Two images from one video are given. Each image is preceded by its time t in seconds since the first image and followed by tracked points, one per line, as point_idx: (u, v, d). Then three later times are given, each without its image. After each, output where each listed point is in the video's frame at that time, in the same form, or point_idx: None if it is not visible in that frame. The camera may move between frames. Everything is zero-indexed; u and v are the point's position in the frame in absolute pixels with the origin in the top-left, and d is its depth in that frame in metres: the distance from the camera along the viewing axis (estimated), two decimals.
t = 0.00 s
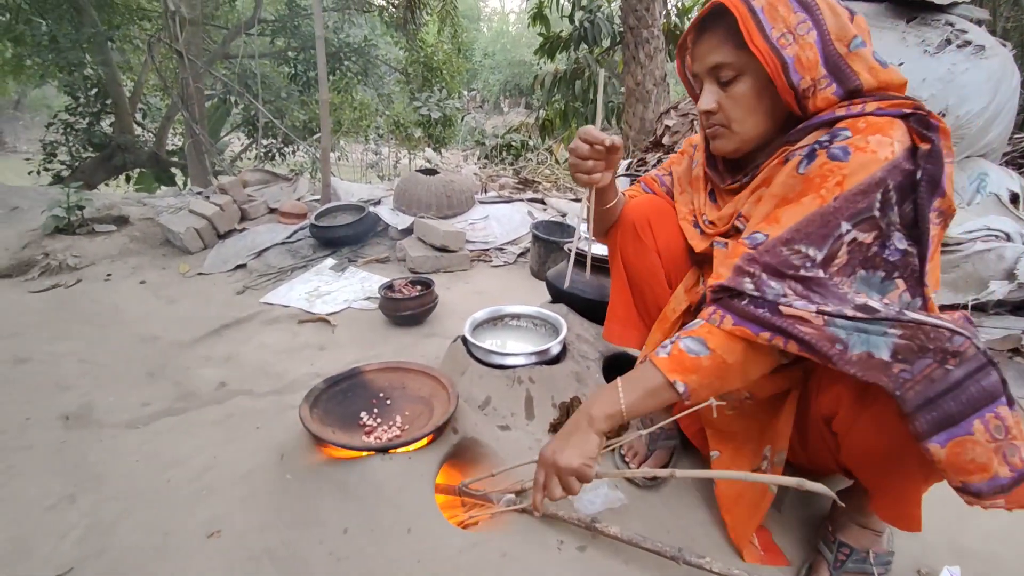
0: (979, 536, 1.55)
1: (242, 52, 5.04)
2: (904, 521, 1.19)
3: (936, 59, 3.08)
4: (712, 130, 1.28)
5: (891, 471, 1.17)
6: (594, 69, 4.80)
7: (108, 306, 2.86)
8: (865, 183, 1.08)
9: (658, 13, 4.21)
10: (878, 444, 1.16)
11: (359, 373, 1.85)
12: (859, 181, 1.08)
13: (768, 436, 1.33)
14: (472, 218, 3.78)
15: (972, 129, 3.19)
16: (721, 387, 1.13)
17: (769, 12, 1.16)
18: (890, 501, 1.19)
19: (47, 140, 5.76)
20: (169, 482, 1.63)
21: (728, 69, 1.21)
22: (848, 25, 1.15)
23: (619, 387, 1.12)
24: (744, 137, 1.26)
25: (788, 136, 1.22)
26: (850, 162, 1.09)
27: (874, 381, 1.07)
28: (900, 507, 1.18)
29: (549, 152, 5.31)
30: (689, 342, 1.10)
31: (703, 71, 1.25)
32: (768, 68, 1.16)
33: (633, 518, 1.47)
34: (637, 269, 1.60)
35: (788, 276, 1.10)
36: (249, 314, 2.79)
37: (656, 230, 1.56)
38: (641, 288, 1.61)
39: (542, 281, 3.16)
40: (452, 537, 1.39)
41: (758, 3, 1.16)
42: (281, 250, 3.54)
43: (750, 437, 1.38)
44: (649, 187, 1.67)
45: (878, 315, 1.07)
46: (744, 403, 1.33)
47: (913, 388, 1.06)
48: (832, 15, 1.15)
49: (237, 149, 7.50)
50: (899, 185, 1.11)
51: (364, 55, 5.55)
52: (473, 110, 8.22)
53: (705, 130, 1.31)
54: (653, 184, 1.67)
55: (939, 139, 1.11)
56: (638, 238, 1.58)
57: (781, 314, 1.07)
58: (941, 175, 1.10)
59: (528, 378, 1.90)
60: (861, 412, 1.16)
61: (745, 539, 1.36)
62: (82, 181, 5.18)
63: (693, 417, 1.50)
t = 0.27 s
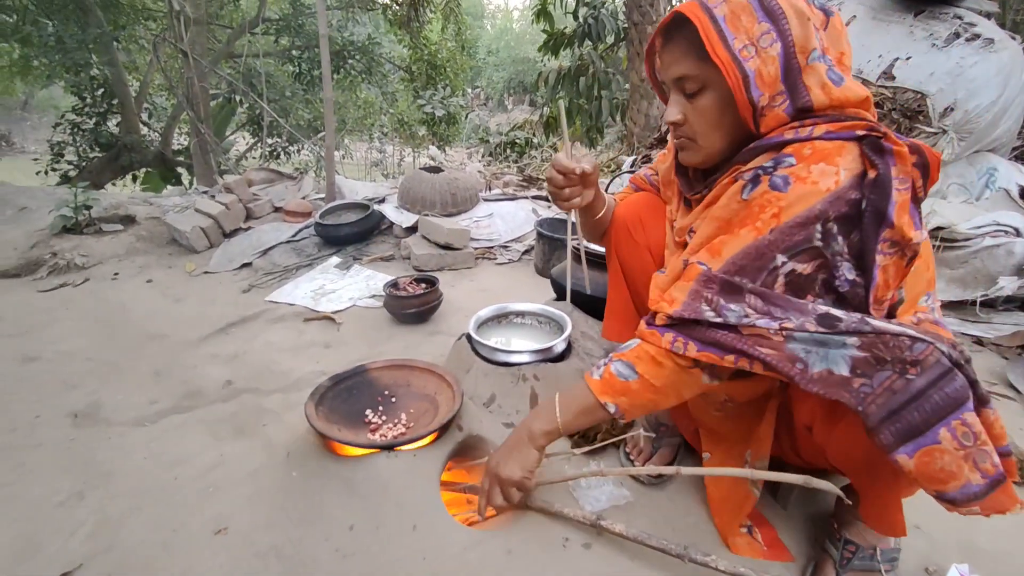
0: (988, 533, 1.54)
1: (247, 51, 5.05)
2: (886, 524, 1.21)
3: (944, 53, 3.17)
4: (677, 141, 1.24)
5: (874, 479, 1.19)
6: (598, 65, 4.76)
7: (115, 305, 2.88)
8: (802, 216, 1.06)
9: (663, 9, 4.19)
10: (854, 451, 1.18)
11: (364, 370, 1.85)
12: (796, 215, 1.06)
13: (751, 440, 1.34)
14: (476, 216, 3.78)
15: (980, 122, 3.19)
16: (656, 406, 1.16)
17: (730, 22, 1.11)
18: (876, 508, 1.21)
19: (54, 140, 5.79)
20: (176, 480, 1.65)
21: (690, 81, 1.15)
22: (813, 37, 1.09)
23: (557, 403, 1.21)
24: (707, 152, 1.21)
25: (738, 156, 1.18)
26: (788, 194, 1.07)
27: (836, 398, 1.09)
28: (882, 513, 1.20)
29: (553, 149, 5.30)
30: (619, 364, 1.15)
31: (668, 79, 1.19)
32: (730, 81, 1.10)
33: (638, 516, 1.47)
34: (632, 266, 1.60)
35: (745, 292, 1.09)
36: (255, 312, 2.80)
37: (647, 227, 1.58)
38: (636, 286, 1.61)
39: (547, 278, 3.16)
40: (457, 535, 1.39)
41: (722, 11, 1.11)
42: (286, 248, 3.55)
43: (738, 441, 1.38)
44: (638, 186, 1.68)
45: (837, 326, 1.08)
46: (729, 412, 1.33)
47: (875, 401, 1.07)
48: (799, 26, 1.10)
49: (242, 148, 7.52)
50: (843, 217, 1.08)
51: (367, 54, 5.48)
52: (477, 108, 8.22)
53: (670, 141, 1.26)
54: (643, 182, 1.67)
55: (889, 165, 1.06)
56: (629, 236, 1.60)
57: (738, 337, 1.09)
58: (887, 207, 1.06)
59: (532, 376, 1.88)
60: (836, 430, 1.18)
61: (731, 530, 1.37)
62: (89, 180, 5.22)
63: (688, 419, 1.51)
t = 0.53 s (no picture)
0: (1000, 531, 1.53)
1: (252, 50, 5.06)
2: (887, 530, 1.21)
3: (954, 46, 3.15)
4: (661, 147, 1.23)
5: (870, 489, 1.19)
6: (604, 61, 4.73)
7: (124, 303, 2.91)
8: (795, 231, 1.07)
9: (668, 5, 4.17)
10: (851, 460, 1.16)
11: (371, 367, 1.86)
12: (788, 232, 1.07)
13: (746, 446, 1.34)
14: (481, 213, 3.78)
15: (991, 116, 3.17)
16: (676, 434, 1.18)
17: (710, 27, 1.10)
18: (875, 514, 1.20)
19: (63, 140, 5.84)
20: (186, 476, 1.66)
21: (671, 88, 1.14)
22: (795, 39, 1.09)
23: (574, 421, 1.22)
24: (690, 158, 1.21)
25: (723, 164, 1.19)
26: (775, 209, 1.07)
27: (858, 421, 1.05)
28: (882, 519, 1.20)
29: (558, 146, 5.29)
30: (638, 399, 1.14)
31: (649, 85, 1.18)
32: (713, 91, 1.09)
33: (645, 512, 1.47)
34: (624, 267, 1.60)
35: (744, 335, 1.10)
36: (262, 310, 2.82)
37: (638, 229, 1.59)
38: (631, 287, 1.61)
39: (552, 275, 3.16)
40: (464, 531, 1.40)
41: (700, 16, 1.10)
42: (293, 246, 3.57)
43: (734, 444, 1.35)
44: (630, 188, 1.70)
45: (826, 350, 1.09)
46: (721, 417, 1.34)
47: (896, 419, 1.04)
48: (780, 28, 1.09)
49: (248, 146, 7.56)
50: (833, 226, 1.09)
51: (372, 52, 5.54)
52: (482, 105, 8.22)
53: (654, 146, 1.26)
54: (632, 183, 1.69)
55: (872, 173, 1.08)
56: (621, 239, 1.61)
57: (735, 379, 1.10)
58: (870, 217, 1.08)
59: (538, 372, 1.89)
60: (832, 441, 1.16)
61: (731, 526, 1.37)
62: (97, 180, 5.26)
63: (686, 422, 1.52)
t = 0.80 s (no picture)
0: (1007, 528, 1.52)
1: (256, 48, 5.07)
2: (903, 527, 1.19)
3: (962, 38, 3.19)
4: (668, 143, 1.21)
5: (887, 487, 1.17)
6: (608, 57, 4.70)
7: (130, 300, 2.93)
8: (822, 215, 1.05)
9: None
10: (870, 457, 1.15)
11: (375, 364, 1.87)
12: (815, 215, 1.05)
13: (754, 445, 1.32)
14: (485, 209, 3.78)
15: (1001, 109, 3.07)
16: (714, 442, 1.13)
17: (712, 18, 1.09)
18: (889, 508, 1.19)
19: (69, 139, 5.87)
20: (193, 471, 1.67)
21: (674, 82, 1.12)
22: (800, 25, 1.08)
23: (608, 425, 1.17)
24: (698, 152, 1.20)
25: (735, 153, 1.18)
26: (800, 193, 1.06)
27: (885, 418, 1.04)
28: (897, 514, 1.18)
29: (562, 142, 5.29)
30: (675, 403, 1.10)
31: (652, 81, 1.16)
32: (718, 81, 1.08)
33: (651, 508, 1.47)
34: (629, 265, 1.59)
35: (774, 340, 1.08)
36: (268, 307, 2.83)
37: (643, 226, 1.59)
38: (636, 285, 1.60)
39: (556, 272, 3.16)
40: (468, 526, 1.40)
41: (701, 7, 1.09)
42: (297, 243, 3.58)
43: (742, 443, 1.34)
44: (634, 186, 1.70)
45: (845, 348, 1.09)
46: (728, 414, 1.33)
47: (924, 414, 1.03)
48: (783, 15, 1.09)
49: (253, 144, 7.59)
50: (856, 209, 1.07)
51: (376, 49, 5.55)
52: (486, 102, 8.21)
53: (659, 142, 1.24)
54: (637, 181, 1.69)
55: (892, 154, 1.07)
56: (625, 236, 1.60)
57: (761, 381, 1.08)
58: (893, 198, 1.07)
59: (543, 368, 1.90)
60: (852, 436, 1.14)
61: (737, 522, 1.37)
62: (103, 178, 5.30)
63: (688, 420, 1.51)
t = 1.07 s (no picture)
0: (1011, 524, 1.52)
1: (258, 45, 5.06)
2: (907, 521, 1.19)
3: (967, 32, 3.25)
4: (678, 136, 1.20)
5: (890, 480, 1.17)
6: (611, 53, 4.68)
7: (134, 298, 2.94)
8: (824, 212, 1.04)
9: None
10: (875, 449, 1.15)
11: (378, 360, 1.87)
12: (819, 210, 1.04)
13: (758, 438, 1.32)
14: (487, 206, 3.78)
15: (1007, 103, 3.06)
16: (705, 427, 1.16)
17: (726, 11, 1.07)
18: (893, 503, 1.18)
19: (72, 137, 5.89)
20: (197, 467, 1.68)
21: (685, 76, 1.11)
22: (814, 21, 1.07)
23: (601, 413, 1.20)
24: (707, 147, 1.20)
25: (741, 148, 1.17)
26: (803, 189, 1.05)
27: (879, 413, 1.05)
28: (900, 507, 1.17)
29: (565, 138, 5.28)
30: (664, 391, 1.13)
31: (662, 74, 1.16)
32: (731, 76, 1.07)
33: (653, 504, 1.47)
34: (636, 259, 1.59)
35: (766, 329, 1.09)
36: (271, 304, 2.84)
37: (649, 220, 1.59)
38: (642, 278, 1.60)
39: (559, 268, 3.16)
40: (472, 522, 1.41)
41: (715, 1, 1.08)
42: (300, 240, 3.59)
43: (748, 436, 1.35)
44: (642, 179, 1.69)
45: (851, 339, 1.08)
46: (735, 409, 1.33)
47: (923, 408, 1.03)
48: (797, 10, 1.08)
49: (255, 141, 7.60)
50: (861, 206, 1.07)
51: (378, 46, 5.50)
52: (488, 98, 8.20)
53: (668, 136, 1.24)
54: (644, 174, 1.69)
55: (900, 152, 1.06)
56: (631, 230, 1.60)
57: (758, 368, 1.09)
58: (900, 195, 1.06)
59: (545, 364, 1.90)
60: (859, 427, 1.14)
61: (739, 517, 1.37)
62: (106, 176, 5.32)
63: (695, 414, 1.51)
